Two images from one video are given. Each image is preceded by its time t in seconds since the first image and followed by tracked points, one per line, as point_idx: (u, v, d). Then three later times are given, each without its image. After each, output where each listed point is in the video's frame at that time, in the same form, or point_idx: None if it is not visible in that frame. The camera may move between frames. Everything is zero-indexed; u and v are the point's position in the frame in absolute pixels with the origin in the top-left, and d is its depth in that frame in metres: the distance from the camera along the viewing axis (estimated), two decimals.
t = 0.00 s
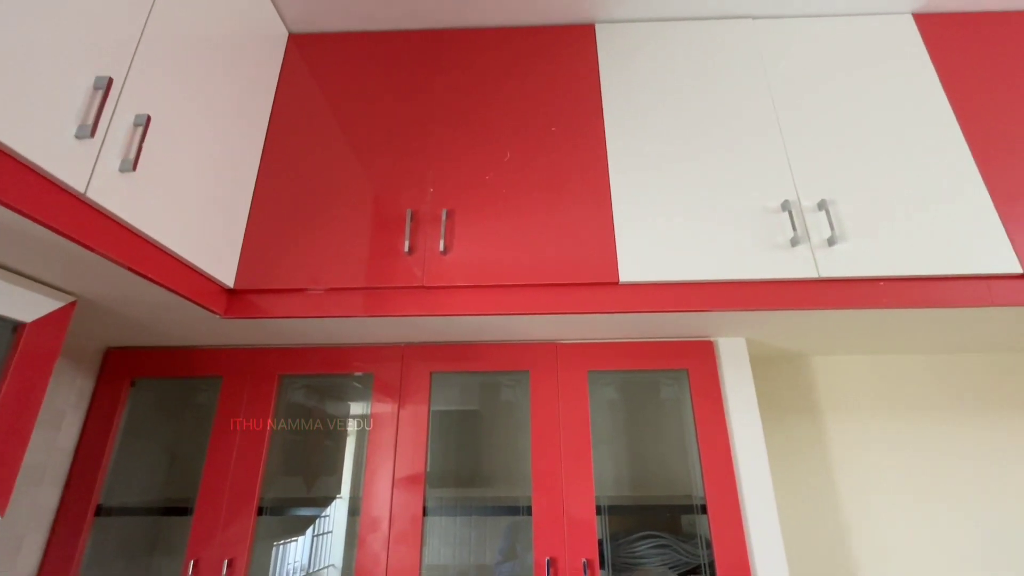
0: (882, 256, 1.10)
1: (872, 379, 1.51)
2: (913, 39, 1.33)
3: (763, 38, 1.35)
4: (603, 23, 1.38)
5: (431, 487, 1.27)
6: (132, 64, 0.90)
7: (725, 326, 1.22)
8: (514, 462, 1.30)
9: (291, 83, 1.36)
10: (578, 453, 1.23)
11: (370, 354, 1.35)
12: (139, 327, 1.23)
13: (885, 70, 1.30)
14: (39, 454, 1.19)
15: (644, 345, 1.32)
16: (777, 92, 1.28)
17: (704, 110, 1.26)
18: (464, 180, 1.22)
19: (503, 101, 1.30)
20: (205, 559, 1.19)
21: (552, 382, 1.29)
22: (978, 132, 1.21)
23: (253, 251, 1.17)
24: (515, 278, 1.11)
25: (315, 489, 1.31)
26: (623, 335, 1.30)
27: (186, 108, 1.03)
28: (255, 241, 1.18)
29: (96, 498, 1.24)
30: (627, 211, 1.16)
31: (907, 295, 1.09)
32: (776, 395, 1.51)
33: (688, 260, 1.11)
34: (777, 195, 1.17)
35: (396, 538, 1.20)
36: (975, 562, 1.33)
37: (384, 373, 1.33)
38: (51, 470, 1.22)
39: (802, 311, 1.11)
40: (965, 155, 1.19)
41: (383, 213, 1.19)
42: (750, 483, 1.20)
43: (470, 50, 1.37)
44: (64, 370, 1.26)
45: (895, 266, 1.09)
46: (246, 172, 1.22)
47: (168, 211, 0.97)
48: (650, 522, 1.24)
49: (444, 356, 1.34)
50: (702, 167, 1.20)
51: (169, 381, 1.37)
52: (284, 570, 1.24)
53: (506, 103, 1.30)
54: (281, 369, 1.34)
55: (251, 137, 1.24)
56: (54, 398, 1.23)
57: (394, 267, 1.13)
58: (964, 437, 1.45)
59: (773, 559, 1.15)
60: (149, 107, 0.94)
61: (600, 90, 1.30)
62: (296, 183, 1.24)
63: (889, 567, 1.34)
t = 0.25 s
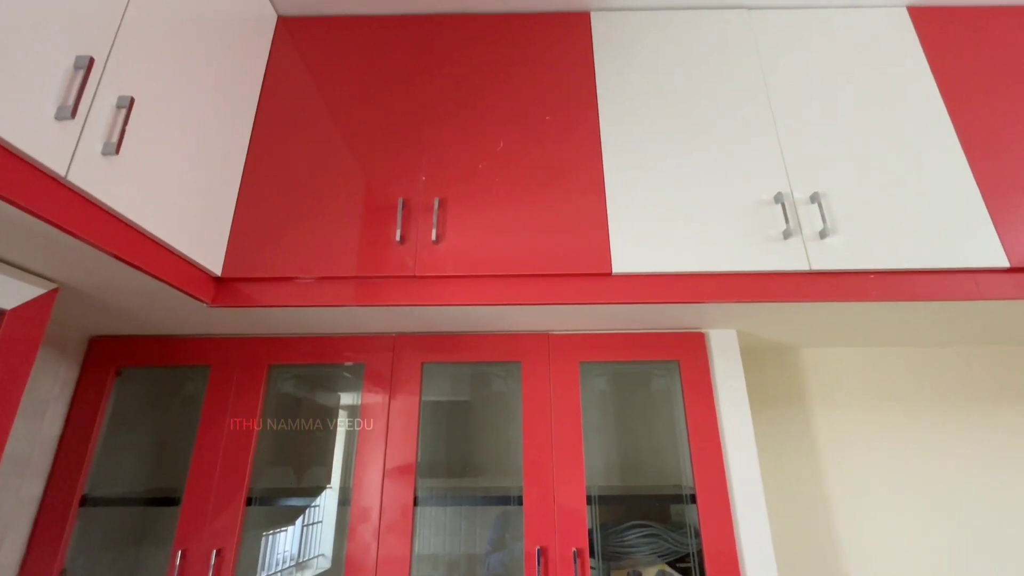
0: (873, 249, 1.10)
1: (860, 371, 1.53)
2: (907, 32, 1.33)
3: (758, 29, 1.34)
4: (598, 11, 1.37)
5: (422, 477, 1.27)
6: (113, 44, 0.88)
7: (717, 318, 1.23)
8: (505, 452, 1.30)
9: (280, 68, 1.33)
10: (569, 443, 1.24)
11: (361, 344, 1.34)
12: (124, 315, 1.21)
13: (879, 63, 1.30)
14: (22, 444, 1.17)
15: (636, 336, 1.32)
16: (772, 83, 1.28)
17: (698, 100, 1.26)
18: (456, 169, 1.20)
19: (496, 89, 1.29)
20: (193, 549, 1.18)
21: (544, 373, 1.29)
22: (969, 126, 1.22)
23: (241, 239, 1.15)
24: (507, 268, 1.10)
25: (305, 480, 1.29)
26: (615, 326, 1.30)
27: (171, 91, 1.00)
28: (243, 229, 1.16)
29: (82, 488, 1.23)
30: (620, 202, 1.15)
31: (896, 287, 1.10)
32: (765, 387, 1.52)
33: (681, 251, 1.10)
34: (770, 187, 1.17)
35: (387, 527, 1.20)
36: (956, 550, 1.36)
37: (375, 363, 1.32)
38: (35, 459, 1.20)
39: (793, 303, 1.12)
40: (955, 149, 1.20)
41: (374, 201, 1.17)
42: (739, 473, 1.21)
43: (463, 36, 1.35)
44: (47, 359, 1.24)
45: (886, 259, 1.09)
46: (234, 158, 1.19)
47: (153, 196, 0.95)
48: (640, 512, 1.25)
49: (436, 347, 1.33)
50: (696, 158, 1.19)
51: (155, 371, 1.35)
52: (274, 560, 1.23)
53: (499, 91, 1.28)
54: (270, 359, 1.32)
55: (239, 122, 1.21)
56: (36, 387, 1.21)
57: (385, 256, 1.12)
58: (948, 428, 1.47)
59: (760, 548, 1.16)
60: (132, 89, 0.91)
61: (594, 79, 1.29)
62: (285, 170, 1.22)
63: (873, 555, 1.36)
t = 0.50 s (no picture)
0: (873, 235, 1.09)
1: (856, 359, 1.53)
2: (910, 14, 1.31)
3: (760, 10, 1.32)
4: None
5: (417, 464, 1.26)
6: (94, 16, 0.84)
7: (715, 304, 1.22)
8: (501, 440, 1.29)
9: (270, 46, 1.29)
10: (565, 430, 1.23)
11: (355, 331, 1.32)
12: (112, 300, 1.19)
13: (882, 46, 1.28)
14: (9, 431, 1.15)
15: (633, 323, 1.31)
16: (773, 66, 1.26)
17: (698, 83, 1.24)
18: (451, 152, 1.18)
19: (492, 70, 1.26)
20: (186, 536, 1.17)
21: (540, 360, 1.28)
22: (971, 111, 1.20)
23: (231, 222, 1.12)
24: (504, 253, 1.09)
25: (298, 469, 1.28)
26: (612, 313, 1.29)
27: (156, 68, 0.97)
28: (233, 212, 1.13)
29: (71, 476, 1.21)
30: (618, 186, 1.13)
31: (895, 275, 1.09)
32: (761, 374, 1.52)
33: (680, 237, 1.09)
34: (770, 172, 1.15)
35: (382, 514, 1.20)
36: (949, 536, 1.37)
37: (369, 349, 1.31)
38: (23, 446, 1.18)
39: (792, 290, 1.11)
40: (957, 134, 1.18)
41: (368, 185, 1.15)
42: (735, 460, 1.21)
43: (458, 15, 1.32)
44: (33, 345, 1.21)
45: (886, 245, 1.08)
46: (223, 139, 1.16)
47: (139, 177, 0.92)
48: (636, 499, 1.24)
49: (430, 333, 1.31)
50: (696, 142, 1.17)
51: (145, 357, 1.33)
52: (269, 547, 1.23)
53: (495, 72, 1.25)
54: (262, 346, 1.30)
55: (228, 103, 1.18)
56: (23, 373, 1.18)
57: (379, 240, 1.10)
58: (942, 416, 1.48)
59: (755, 534, 1.17)
60: (115, 64, 0.88)
61: (593, 60, 1.26)
62: (276, 152, 1.19)
63: (866, 541, 1.37)
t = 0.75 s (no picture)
0: (879, 208, 1.08)
1: (856, 335, 1.53)
2: None
3: None
4: None
5: (417, 438, 1.26)
6: None
7: (717, 279, 1.21)
8: (502, 414, 1.29)
9: (263, 12, 1.25)
10: (565, 405, 1.23)
11: (353, 306, 1.31)
12: (106, 273, 1.17)
13: (893, 14, 1.24)
14: (6, 404, 1.14)
15: (634, 298, 1.30)
16: (781, 34, 1.22)
17: (704, 51, 1.20)
18: (450, 121, 1.15)
19: (492, 37, 1.22)
20: (187, 508, 1.17)
21: (540, 335, 1.27)
22: (983, 81, 1.18)
23: (226, 194, 1.10)
24: (504, 226, 1.07)
25: (299, 445, 1.27)
26: (613, 288, 1.28)
27: (144, 30, 0.94)
28: (228, 183, 1.11)
29: (71, 449, 1.21)
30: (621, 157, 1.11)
31: (900, 248, 1.08)
32: (761, 350, 1.52)
33: (684, 209, 1.07)
34: (776, 143, 1.13)
35: (382, 487, 1.20)
36: (943, 510, 1.39)
37: (368, 324, 1.30)
38: (21, 420, 1.18)
39: (796, 264, 1.10)
40: (968, 105, 1.16)
41: (365, 155, 1.12)
42: (734, 434, 1.21)
43: None
44: (28, 319, 1.20)
45: (891, 218, 1.07)
46: (216, 107, 1.13)
47: (129, 144, 0.89)
48: (635, 473, 1.25)
49: (430, 308, 1.30)
50: (701, 113, 1.15)
51: (142, 332, 1.32)
52: (270, 521, 1.24)
53: (495, 39, 1.22)
54: (260, 320, 1.29)
55: (220, 69, 1.14)
56: (18, 347, 1.17)
57: (378, 212, 1.08)
58: (940, 391, 1.48)
59: (753, 506, 1.18)
60: (100, 25, 0.85)
61: (595, 27, 1.22)
62: (270, 121, 1.16)
63: (861, 514, 1.39)
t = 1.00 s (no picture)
0: (887, 184, 1.06)
1: (858, 314, 1.53)
2: None
3: None
4: None
5: (419, 416, 1.27)
6: None
7: (721, 257, 1.20)
8: (503, 394, 1.30)
9: None
10: (567, 383, 1.23)
11: (354, 284, 1.30)
12: (104, 250, 1.16)
13: None
14: (7, 382, 1.14)
15: (636, 276, 1.29)
16: (790, 5, 1.19)
17: (711, 23, 1.17)
18: (451, 95, 1.12)
19: (494, 8, 1.19)
20: (190, 484, 1.18)
21: (542, 313, 1.26)
22: (995, 54, 1.15)
23: (224, 169, 1.08)
24: (506, 202, 1.05)
25: (302, 423, 1.28)
26: (615, 266, 1.27)
27: None
28: (225, 158, 1.09)
29: (73, 427, 1.21)
30: (625, 132, 1.09)
31: (907, 225, 1.07)
32: (763, 329, 1.51)
33: (688, 185, 1.06)
34: (782, 117, 1.11)
35: (385, 463, 1.21)
36: (941, 487, 1.40)
37: (369, 302, 1.29)
38: (22, 397, 1.18)
39: (802, 241, 1.08)
40: (979, 79, 1.13)
41: (365, 130, 1.10)
42: (736, 412, 1.21)
43: None
44: (26, 296, 1.19)
45: (899, 194, 1.05)
46: (211, 80, 1.10)
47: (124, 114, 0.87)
48: (636, 450, 1.26)
49: (431, 286, 1.29)
50: (707, 86, 1.12)
51: (142, 310, 1.31)
52: (274, 499, 1.25)
53: (497, 10, 1.19)
54: (260, 298, 1.28)
55: (214, 40, 1.11)
56: (17, 325, 1.16)
57: (378, 187, 1.06)
58: (940, 370, 1.48)
59: (754, 483, 1.18)
60: None
61: None
62: (267, 94, 1.13)
63: (860, 492, 1.40)
